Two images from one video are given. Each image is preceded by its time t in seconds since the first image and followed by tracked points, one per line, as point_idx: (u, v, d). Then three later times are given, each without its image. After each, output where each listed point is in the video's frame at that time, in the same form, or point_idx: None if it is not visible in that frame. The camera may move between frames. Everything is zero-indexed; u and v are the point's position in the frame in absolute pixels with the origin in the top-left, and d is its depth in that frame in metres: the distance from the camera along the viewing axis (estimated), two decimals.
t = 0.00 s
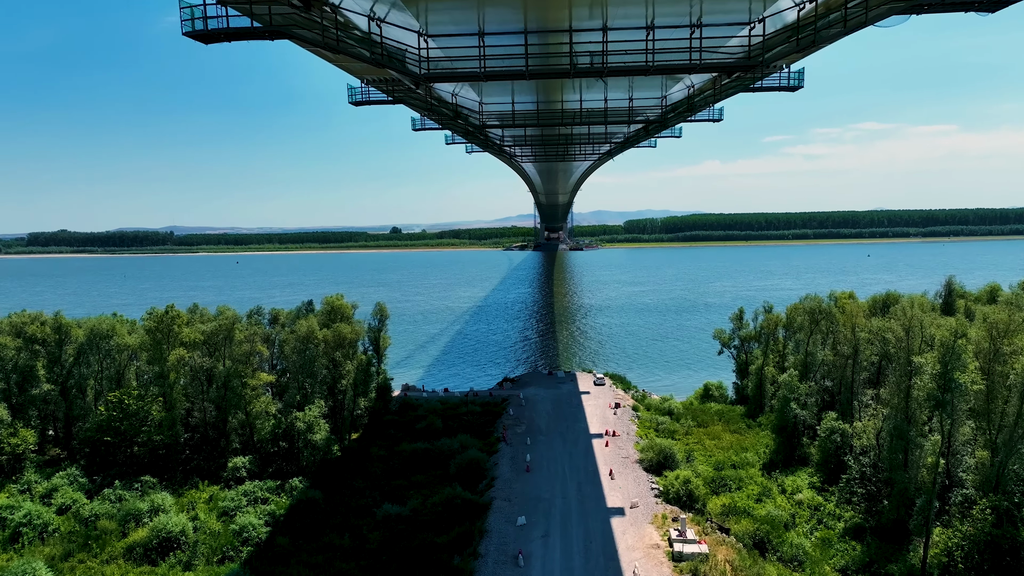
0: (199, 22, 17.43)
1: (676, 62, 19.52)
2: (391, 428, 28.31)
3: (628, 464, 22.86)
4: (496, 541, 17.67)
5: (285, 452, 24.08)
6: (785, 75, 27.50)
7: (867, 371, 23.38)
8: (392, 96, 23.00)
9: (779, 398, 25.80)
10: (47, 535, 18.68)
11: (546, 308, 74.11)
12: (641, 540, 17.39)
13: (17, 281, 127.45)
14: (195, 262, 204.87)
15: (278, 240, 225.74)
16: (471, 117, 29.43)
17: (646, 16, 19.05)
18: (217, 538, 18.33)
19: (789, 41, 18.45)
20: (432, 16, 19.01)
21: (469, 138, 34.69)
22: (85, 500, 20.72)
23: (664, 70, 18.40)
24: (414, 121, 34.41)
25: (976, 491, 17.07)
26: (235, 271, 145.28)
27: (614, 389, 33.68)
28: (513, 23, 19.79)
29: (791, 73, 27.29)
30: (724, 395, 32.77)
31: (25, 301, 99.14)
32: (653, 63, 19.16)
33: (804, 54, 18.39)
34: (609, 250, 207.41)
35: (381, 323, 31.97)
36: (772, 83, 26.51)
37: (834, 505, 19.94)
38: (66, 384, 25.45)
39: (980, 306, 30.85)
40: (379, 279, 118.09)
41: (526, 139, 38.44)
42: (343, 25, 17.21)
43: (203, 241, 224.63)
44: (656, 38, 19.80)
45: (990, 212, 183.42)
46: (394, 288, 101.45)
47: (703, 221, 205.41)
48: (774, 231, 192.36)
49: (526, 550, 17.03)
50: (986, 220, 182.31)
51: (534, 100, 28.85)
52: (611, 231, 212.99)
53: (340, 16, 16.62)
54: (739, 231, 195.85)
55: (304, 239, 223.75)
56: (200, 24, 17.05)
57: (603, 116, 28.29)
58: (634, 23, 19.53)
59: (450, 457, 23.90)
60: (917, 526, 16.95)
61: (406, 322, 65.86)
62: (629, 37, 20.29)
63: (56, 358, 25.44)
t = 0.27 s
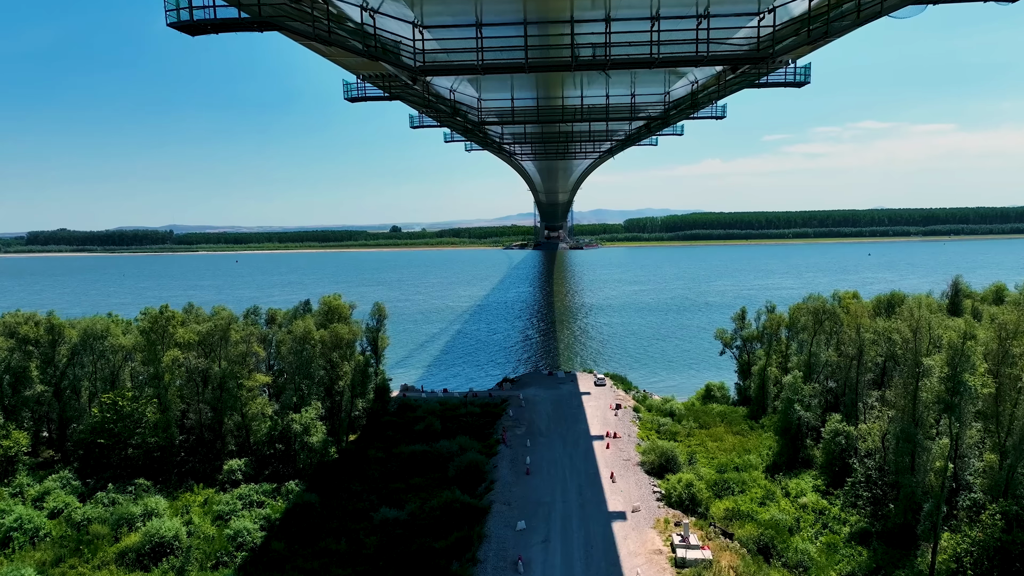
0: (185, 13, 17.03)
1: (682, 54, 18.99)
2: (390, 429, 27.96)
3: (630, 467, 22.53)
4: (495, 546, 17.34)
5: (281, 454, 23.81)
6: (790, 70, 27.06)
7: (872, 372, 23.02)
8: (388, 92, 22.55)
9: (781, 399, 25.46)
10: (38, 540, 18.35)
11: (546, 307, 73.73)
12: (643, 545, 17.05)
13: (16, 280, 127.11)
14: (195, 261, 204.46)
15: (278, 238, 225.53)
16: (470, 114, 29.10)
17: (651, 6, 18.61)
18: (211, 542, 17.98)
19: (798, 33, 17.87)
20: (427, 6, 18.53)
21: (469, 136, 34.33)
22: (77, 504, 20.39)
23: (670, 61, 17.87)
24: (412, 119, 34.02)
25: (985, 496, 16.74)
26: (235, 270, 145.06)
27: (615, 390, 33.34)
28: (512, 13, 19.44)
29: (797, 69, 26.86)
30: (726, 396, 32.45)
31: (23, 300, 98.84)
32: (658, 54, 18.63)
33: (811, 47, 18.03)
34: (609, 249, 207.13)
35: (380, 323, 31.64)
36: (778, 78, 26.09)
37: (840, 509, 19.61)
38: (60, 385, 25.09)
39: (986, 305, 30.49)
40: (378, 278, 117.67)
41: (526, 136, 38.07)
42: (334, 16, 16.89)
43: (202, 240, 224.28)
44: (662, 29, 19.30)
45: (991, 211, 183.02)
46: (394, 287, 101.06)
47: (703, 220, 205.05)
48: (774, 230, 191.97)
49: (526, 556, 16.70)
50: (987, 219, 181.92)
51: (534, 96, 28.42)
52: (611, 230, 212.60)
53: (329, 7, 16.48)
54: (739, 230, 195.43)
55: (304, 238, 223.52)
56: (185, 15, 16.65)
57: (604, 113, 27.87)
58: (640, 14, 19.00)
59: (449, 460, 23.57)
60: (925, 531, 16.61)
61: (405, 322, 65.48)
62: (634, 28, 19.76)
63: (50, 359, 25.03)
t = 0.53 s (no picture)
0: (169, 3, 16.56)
1: (688, 45, 18.42)
2: (388, 430, 27.61)
3: (631, 470, 22.18)
4: (494, 552, 17.00)
5: (277, 457, 23.46)
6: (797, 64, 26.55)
7: (877, 374, 22.66)
8: (384, 88, 22.12)
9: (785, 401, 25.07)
10: (29, 545, 18.00)
11: (546, 306, 73.35)
12: (645, 551, 16.70)
13: (14, 280, 126.72)
14: (194, 260, 204.03)
15: (277, 237, 225.28)
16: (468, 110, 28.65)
17: None
18: (205, 547, 17.59)
19: (808, 24, 17.35)
20: None
21: (468, 133, 33.92)
22: (69, 508, 20.06)
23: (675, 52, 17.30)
24: (410, 116, 33.59)
25: (994, 501, 16.38)
26: (234, 269, 144.63)
27: (615, 390, 32.98)
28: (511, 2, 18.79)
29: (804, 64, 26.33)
30: (729, 397, 32.10)
31: (21, 299, 98.46)
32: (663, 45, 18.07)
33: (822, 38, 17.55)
34: (609, 248, 206.88)
35: (378, 323, 31.30)
36: (784, 75, 25.58)
37: (845, 513, 19.27)
38: (53, 387, 24.76)
39: (991, 305, 30.12)
40: (377, 277, 117.24)
41: (526, 134, 37.68)
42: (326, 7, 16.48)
43: (201, 239, 223.84)
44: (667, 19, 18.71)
45: (992, 210, 182.64)
46: (393, 286, 100.66)
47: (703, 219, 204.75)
48: (774, 229, 191.64)
49: (526, 562, 16.36)
50: (987, 218, 181.58)
51: (534, 92, 27.98)
52: (611, 229, 212.14)
53: None
54: (739, 229, 195.06)
55: (303, 236, 223.18)
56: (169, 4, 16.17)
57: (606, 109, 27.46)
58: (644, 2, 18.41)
59: (447, 462, 23.22)
60: (933, 536, 16.27)
61: (405, 321, 65.10)
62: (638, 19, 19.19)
63: (43, 360, 24.71)
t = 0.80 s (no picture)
0: None
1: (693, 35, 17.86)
2: (386, 432, 27.25)
3: (633, 473, 21.83)
4: (494, 557, 16.67)
5: (274, 459, 23.13)
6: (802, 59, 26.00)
7: (883, 375, 22.31)
8: (379, 83, 21.70)
9: (789, 402, 24.71)
10: (19, 550, 17.63)
11: (546, 305, 72.97)
12: (647, 556, 16.36)
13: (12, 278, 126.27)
14: (193, 259, 203.59)
15: (277, 236, 224.94)
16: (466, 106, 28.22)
17: None
18: (198, 553, 17.22)
19: (819, 15, 16.67)
20: None
21: (467, 130, 33.52)
22: (61, 511, 19.71)
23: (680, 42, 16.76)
24: (407, 113, 33.17)
25: (1005, 505, 16.03)
26: (233, 268, 144.25)
27: (616, 391, 32.65)
28: None
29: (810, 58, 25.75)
30: (731, 397, 31.78)
31: (19, 298, 98.07)
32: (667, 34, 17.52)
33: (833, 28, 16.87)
34: (609, 247, 206.51)
35: (376, 323, 30.97)
36: (790, 70, 25.03)
37: (851, 517, 18.91)
38: (46, 388, 24.35)
39: (997, 304, 29.77)
40: (376, 277, 116.82)
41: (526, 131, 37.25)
42: None
43: (201, 237, 223.57)
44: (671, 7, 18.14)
45: (992, 208, 182.21)
46: (392, 285, 100.26)
47: (703, 217, 204.39)
48: (775, 228, 191.22)
49: (526, 568, 16.01)
50: (988, 216, 181.22)
51: (534, 87, 27.53)
52: (611, 228, 211.66)
53: None
54: (739, 228, 194.63)
55: (303, 235, 222.82)
56: None
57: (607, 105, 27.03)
58: None
59: (446, 465, 22.89)
60: (942, 541, 15.91)
61: (404, 321, 64.74)
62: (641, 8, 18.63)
63: (35, 361, 24.32)
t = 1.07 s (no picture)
0: None
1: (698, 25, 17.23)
2: (384, 434, 26.89)
3: (634, 476, 21.46)
4: (493, 563, 16.30)
5: (270, 462, 22.77)
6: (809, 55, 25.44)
7: (888, 376, 21.93)
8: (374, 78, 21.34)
9: (792, 404, 24.33)
10: (8, 556, 17.25)
11: (546, 305, 72.58)
12: (650, 563, 15.99)
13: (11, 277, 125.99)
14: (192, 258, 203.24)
15: (277, 235, 224.67)
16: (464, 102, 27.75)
17: None
18: (191, 559, 16.85)
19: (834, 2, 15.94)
20: None
21: (465, 128, 33.07)
22: (52, 516, 19.35)
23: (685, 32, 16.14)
24: (405, 110, 32.74)
25: (1016, 509, 15.66)
26: (233, 267, 143.97)
27: (617, 392, 32.28)
28: None
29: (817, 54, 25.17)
30: (733, 398, 31.45)
31: (17, 297, 97.77)
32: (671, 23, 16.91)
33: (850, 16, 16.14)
34: (609, 246, 206.18)
35: (374, 323, 30.59)
36: (797, 65, 24.44)
37: (857, 522, 18.53)
38: (38, 390, 23.92)
39: (1002, 304, 29.40)
40: (376, 276, 116.47)
41: (525, 129, 36.78)
42: None
43: (201, 236, 223.30)
44: None
45: (993, 207, 181.93)
46: (391, 285, 99.85)
47: (704, 216, 204.07)
48: (775, 226, 190.78)
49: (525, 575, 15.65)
50: (989, 215, 180.92)
51: (533, 83, 27.04)
52: (611, 227, 211.25)
53: None
54: (740, 226, 194.23)
55: (303, 234, 222.57)
56: None
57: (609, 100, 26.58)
58: None
59: (444, 468, 22.53)
60: (951, 548, 15.54)
61: (403, 320, 64.34)
62: None
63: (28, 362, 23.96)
